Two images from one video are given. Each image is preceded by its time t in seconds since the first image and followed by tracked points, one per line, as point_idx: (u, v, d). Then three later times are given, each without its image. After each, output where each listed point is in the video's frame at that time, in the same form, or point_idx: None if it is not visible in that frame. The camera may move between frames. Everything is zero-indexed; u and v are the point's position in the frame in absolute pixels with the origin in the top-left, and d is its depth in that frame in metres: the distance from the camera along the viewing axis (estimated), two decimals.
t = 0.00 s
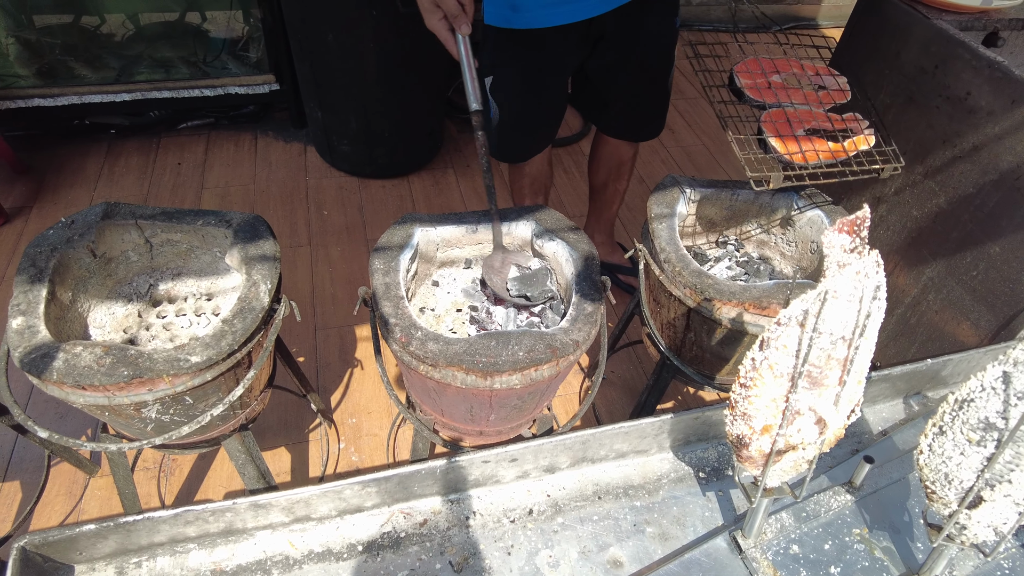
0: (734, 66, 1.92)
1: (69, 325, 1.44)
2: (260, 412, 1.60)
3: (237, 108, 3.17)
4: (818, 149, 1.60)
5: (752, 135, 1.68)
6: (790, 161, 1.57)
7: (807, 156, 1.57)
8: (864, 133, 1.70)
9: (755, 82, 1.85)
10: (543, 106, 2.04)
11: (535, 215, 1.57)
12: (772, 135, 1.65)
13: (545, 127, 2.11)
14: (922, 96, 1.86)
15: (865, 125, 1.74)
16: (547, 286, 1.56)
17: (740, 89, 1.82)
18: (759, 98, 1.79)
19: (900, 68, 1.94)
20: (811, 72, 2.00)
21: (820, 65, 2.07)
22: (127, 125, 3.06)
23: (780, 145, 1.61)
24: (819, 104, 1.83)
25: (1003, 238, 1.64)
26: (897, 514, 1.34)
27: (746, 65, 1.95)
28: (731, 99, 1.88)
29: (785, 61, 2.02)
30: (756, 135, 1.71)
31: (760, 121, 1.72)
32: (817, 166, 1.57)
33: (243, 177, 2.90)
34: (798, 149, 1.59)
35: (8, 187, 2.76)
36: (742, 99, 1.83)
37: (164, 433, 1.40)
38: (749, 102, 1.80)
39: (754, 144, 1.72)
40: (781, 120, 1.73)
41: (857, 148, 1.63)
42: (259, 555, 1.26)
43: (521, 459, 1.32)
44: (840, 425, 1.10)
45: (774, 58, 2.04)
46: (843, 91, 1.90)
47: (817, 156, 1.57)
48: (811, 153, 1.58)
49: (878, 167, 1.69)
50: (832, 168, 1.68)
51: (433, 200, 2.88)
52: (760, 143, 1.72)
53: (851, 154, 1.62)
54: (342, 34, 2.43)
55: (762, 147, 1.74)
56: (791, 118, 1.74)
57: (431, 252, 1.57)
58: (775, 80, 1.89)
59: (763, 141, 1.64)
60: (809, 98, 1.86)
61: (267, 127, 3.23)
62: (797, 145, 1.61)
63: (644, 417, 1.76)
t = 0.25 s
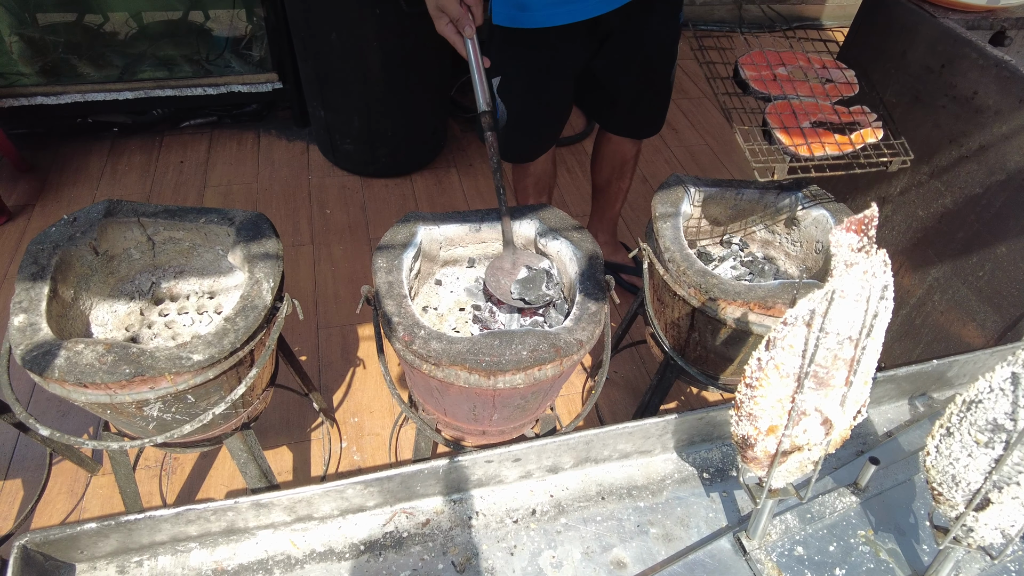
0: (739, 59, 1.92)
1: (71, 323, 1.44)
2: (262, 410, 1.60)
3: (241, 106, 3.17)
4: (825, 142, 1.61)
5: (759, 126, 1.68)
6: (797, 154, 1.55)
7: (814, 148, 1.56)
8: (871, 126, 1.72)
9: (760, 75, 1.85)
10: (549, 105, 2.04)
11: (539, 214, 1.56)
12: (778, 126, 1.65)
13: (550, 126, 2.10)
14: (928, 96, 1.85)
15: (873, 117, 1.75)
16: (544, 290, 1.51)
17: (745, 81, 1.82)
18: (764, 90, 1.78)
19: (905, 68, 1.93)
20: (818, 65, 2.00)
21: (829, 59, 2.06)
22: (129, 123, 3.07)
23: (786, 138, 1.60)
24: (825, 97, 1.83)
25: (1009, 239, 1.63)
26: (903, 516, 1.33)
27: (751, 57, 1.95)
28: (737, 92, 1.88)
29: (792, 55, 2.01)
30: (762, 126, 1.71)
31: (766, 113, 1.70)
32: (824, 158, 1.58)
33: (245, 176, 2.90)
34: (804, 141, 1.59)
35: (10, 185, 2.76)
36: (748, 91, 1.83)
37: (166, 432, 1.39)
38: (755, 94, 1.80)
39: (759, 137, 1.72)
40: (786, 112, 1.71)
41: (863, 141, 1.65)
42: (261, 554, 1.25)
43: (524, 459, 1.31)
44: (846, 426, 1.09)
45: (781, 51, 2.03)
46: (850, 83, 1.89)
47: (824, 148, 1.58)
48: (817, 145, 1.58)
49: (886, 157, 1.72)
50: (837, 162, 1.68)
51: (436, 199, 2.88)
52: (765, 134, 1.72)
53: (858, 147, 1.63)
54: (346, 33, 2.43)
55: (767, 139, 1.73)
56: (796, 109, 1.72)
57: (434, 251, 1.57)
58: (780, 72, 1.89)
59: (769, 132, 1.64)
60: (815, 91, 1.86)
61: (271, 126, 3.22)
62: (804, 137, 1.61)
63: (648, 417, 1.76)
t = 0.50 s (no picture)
0: (750, 68, 1.92)
1: (75, 324, 1.45)
2: (264, 411, 1.61)
3: (244, 107, 3.19)
4: (838, 149, 1.60)
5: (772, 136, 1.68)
6: (811, 161, 1.55)
7: (827, 157, 1.55)
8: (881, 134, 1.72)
9: (772, 84, 1.85)
10: (551, 107, 2.04)
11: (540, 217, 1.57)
12: (792, 135, 1.65)
13: (551, 128, 2.11)
14: (928, 99, 1.86)
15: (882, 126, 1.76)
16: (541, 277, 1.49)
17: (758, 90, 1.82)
18: (777, 99, 1.80)
19: (907, 72, 1.94)
20: (827, 73, 2.00)
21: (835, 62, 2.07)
22: (133, 124, 3.06)
23: (800, 146, 1.61)
24: (836, 106, 1.83)
25: (1009, 242, 1.63)
26: (902, 519, 1.34)
27: (761, 66, 1.94)
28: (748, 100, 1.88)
29: (801, 63, 2.00)
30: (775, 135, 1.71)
31: (778, 122, 1.72)
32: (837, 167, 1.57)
33: (248, 176, 2.91)
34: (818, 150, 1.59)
35: (14, 185, 2.77)
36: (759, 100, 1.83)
37: (169, 432, 1.40)
38: (767, 103, 1.80)
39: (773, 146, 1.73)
40: (799, 121, 1.73)
41: (875, 149, 1.65)
42: (263, 555, 1.26)
43: (524, 461, 1.32)
44: (844, 430, 1.10)
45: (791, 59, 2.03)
46: (859, 92, 1.91)
47: (837, 156, 1.57)
48: (830, 154, 1.58)
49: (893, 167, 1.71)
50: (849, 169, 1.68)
51: (438, 200, 2.88)
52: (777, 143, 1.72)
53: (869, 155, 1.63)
54: (348, 35, 2.44)
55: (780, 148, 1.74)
56: (809, 118, 1.73)
57: (435, 253, 1.58)
58: (791, 81, 1.89)
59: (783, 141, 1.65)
60: (826, 99, 1.86)
61: (273, 126, 3.24)
62: (817, 145, 1.61)
63: (648, 419, 1.76)
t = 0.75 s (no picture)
0: (767, 70, 1.91)
1: (76, 325, 1.46)
2: (264, 412, 1.62)
3: (245, 108, 3.20)
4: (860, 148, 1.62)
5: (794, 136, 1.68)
6: (835, 161, 1.57)
7: (851, 155, 1.58)
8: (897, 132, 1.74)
9: (790, 86, 1.85)
10: (551, 108, 2.05)
11: (538, 220, 1.58)
12: (814, 136, 1.65)
13: (551, 130, 2.13)
14: (926, 103, 1.87)
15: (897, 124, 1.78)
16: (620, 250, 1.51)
17: (777, 92, 1.82)
18: (796, 100, 1.79)
19: (905, 75, 1.94)
20: (837, 75, 2.00)
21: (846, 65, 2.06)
22: (135, 125, 3.07)
23: (824, 146, 1.61)
24: (851, 107, 1.84)
25: (1006, 245, 1.64)
26: (897, 521, 1.34)
27: (777, 68, 1.94)
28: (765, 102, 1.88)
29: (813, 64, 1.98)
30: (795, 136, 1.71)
31: (799, 123, 1.72)
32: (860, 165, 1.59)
33: (249, 177, 2.92)
34: (841, 149, 1.60)
35: (17, 185, 2.79)
36: (778, 102, 1.82)
37: (169, 432, 1.41)
38: (786, 106, 1.79)
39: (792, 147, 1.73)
40: (819, 122, 1.73)
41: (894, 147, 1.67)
42: (261, 554, 1.27)
43: (521, 462, 1.33)
44: (838, 432, 1.11)
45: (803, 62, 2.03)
46: (871, 92, 1.91)
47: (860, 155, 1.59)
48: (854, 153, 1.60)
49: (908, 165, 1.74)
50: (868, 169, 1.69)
51: (438, 202, 2.90)
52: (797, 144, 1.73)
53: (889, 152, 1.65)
54: (349, 37, 2.46)
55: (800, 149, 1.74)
56: (828, 119, 1.74)
57: (434, 255, 1.59)
58: (807, 82, 1.89)
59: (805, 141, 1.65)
60: (840, 101, 1.87)
61: (275, 128, 3.25)
62: (839, 145, 1.62)
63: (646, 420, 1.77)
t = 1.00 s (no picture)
0: (769, 70, 1.97)
1: (76, 328, 1.48)
2: (263, 414, 1.63)
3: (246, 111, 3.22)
4: (859, 146, 1.67)
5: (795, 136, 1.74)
6: (835, 159, 1.64)
7: (851, 154, 1.64)
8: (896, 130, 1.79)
9: (791, 86, 1.91)
10: (549, 112, 2.06)
11: (533, 224, 1.60)
12: (815, 135, 1.71)
13: (549, 135, 2.14)
14: (920, 108, 1.88)
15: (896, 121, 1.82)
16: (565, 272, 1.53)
17: (778, 92, 1.88)
18: (797, 100, 1.85)
19: (900, 80, 1.95)
20: (838, 75, 2.00)
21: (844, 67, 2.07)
22: (137, 127, 3.09)
23: (825, 144, 1.67)
24: (852, 105, 1.87)
25: (999, 250, 1.65)
26: (888, 523, 1.36)
27: (779, 68, 1.99)
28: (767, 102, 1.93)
29: (813, 63, 2.03)
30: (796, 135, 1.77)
31: (800, 122, 1.78)
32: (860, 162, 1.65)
33: (249, 180, 2.94)
34: (841, 147, 1.66)
35: (19, 188, 2.81)
36: (780, 102, 1.88)
37: (168, 434, 1.43)
38: (787, 105, 1.86)
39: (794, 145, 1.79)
40: (819, 120, 1.79)
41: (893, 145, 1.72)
42: (258, 555, 1.29)
43: (515, 464, 1.34)
44: (827, 435, 1.12)
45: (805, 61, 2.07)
46: (871, 90, 1.93)
47: (860, 153, 1.65)
48: (853, 151, 1.65)
49: (908, 163, 1.79)
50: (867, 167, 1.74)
51: (437, 205, 2.91)
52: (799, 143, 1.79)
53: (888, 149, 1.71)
54: (348, 41, 2.48)
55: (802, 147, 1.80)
56: (828, 117, 1.79)
57: (430, 259, 1.60)
58: (808, 82, 1.94)
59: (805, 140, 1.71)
60: (841, 99, 1.89)
61: (275, 130, 3.27)
62: (839, 143, 1.68)
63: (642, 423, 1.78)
